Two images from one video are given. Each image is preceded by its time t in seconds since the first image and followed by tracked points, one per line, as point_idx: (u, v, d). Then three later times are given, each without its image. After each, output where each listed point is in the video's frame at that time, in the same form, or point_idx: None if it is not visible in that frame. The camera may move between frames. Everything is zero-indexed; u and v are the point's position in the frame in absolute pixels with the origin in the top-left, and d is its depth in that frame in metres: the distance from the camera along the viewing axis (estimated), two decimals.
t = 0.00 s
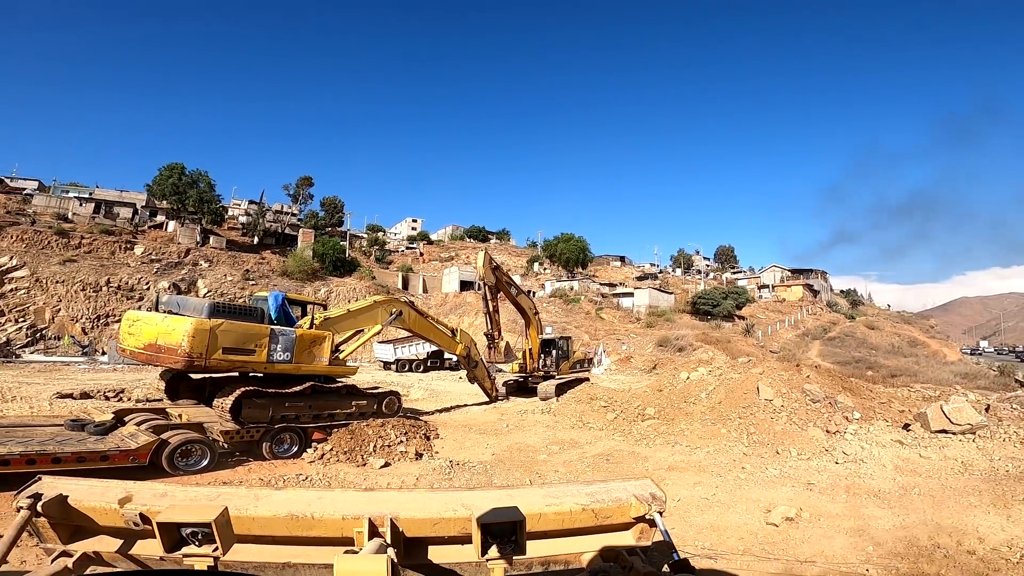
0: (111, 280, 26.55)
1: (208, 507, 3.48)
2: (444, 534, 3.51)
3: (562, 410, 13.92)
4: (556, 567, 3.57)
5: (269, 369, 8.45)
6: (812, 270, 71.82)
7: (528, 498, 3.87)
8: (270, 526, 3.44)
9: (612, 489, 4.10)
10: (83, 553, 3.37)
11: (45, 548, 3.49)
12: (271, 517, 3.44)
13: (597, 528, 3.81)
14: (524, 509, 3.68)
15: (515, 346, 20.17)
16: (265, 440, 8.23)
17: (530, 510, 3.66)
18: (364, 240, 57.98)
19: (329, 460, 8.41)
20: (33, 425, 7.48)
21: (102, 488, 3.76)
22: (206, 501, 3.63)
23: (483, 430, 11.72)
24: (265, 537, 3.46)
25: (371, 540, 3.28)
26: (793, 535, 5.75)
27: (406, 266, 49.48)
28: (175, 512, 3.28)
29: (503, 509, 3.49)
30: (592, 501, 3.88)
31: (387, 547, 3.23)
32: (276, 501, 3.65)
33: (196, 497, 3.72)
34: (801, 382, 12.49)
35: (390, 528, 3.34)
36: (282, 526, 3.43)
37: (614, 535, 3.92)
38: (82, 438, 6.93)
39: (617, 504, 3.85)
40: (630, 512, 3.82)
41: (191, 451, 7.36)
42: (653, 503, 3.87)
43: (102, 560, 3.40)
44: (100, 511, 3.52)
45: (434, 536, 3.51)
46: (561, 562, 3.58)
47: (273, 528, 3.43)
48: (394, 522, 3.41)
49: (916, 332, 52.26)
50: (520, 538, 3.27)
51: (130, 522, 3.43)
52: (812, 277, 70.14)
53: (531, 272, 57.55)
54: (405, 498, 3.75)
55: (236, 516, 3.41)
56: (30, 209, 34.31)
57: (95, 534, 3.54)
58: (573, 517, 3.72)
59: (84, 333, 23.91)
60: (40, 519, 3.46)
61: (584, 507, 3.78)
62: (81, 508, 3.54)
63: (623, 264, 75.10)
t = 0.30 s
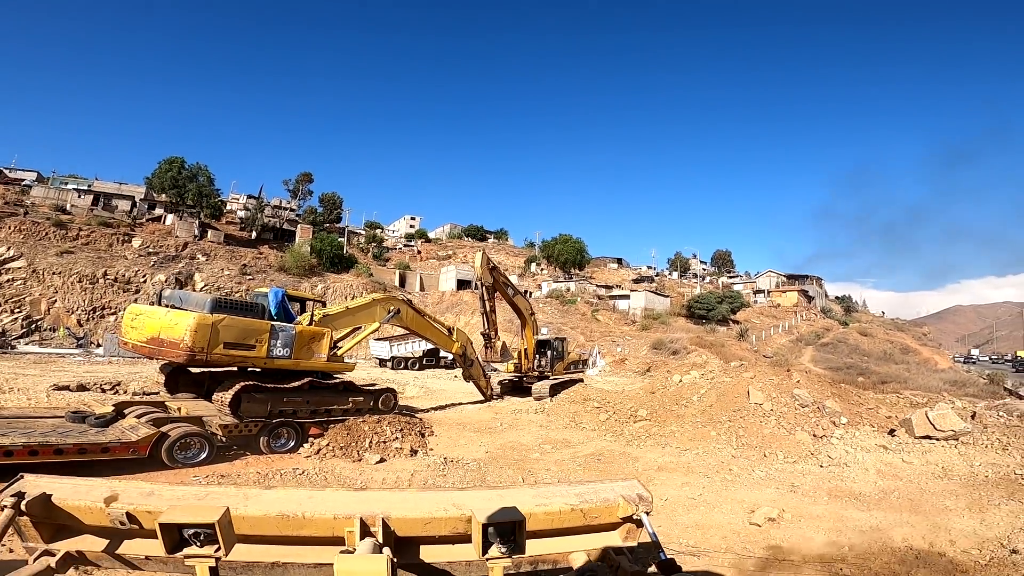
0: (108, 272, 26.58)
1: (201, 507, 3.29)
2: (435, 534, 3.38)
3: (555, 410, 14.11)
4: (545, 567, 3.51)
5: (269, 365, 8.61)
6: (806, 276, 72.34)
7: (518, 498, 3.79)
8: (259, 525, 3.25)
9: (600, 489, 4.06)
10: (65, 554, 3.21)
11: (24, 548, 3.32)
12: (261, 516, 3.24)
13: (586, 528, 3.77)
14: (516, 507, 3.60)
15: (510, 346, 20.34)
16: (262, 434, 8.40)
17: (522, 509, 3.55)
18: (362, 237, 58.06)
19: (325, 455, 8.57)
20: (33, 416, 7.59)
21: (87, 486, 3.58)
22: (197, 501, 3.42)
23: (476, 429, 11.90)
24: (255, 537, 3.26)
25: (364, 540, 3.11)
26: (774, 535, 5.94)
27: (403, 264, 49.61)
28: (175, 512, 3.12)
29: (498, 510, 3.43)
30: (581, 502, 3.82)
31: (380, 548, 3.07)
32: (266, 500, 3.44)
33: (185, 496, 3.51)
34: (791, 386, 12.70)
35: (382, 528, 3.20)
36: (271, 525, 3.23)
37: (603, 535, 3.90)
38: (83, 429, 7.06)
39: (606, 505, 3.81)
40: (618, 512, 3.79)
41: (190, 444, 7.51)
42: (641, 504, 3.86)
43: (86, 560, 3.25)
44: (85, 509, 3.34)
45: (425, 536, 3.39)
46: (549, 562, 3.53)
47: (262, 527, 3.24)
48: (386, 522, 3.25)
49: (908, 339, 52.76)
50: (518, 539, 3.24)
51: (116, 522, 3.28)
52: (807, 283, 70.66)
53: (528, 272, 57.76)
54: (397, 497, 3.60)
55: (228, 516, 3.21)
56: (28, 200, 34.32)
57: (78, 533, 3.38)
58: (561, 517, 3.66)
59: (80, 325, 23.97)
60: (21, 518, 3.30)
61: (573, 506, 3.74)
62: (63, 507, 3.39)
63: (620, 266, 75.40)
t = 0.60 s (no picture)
0: (97, 267, 26.37)
1: (187, 507, 3.19)
2: (424, 535, 3.28)
3: (545, 410, 14.24)
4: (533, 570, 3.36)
5: (260, 362, 8.67)
6: (796, 279, 73.06)
7: (508, 501, 3.69)
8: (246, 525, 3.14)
9: (589, 492, 3.96)
10: (45, 553, 3.09)
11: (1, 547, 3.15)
12: (248, 516, 3.13)
13: (575, 531, 3.66)
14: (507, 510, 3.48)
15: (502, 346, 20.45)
16: (253, 431, 8.45)
17: (511, 511, 3.45)
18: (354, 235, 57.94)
19: (315, 452, 8.64)
20: (23, 412, 7.61)
21: (68, 486, 3.47)
22: (182, 500, 3.34)
23: (466, 428, 12.00)
24: (240, 537, 3.13)
25: (352, 540, 3.04)
26: (753, 534, 6.10)
27: (396, 262, 49.58)
28: (163, 513, 3.01)
29: (491, 512, 3.34)
30: (570, 505, 3.72)
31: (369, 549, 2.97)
32: (253, 501, 3.34)
33: (170, 495, 3.42)
34: (777, 389, 12.90)
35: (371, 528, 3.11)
36: (258, 526, 3.13)
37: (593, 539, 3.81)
38: (74, 425, 7.10)
39: (595, 507, 3.67)
40: (607, 515, 3.67)
41: (180, 440, 7.55)
42: (629, 507, 3.80)
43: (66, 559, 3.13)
44: (67, 508, 3.24)
45: (414, 537, 3.29)
46: (538, 564, 3.38)
47: (249, 527, 3.13)
48: (375, 523, 3.16)
49: (894, 343, 53.54)
50: (511, 543, 3.18)
51: (98, 520, 3.16)
52: (796, 286, 71.43)
53: (521, 272, 57.93)
54: (387, 498, 3.51)
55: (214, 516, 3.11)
56: (17, 194, 34.00)
57: (58, 532, 3.24)
58: (551, 520, 3.54)
59: (68, 320, 23.80)
60: None
61: (562, 508, 3.62)
62: (45, 505, 3.27)
63: (612, 267, 75.80)
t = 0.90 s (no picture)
0: (89, 263, 26.26)
1: (168, 503, 3.07)
2: (410, 533, 3.26)
3: (535, 410, 14.36)
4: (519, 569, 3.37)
5: (252, 360, 8.73)
6: (788, 282, 73.63)
7: (495, 499, 3.65)
8: (229, 521, 3.07)
9: (577, 491, 3.91)
10: (23, 549, 2.94)
11: None
12: (231, 513, 3.06)
13: (562, 530, 3.64)
14: (494, 508, 3.44)
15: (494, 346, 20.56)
16: (244, 427, 8.53)
17: (498, 510, 3.40)
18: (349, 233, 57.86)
19: (306, 449, 8.73)
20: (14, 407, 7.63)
21: (47, 479, 3.31)
22: (163, 497, 3.19)
23: (457, 426, 12.09)
24: (224, 533, 3.07)
25: (338, 538, 3.00)
26: (734, 533, 6.24)
27: (390, 261, 49.57)
28: (142, 510, 2.90)
29: (479, 511, 3.31)
30: (557, 503, 3.68)
31: (355, 547, 2.95)
32: (236, 496, 3.26)
33: (152, 491, 3.29)
34: (764, 391, 13.06)
35: (357, 527, 3.08)
36: (243, 522, 3.07)
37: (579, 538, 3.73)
38: (65, 420, 7.14)
39: (582, 507, 3.64)
40: (594, 515, 3.62)
41: (171, 436, 7.61)
42: (617, 507, 3.71)
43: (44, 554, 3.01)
44: (46, 503, 3.09)
45: (401, 535, 3.26)
46: (524, 563, 3.42)
47: (232, 524, 3.06)
48: (362, 521, 3.12)
49: (883, 346, 54.13)
50: (498, 540, 3.14)
51: (77, 516, 3.03)
52: (788, 289, 72.04)
53: (515, 272, 58.06)
54: (374, 496, 3.48)
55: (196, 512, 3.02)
56: (9, 189, 33.78)
57: (36, 527, 3.09)
58: (536, 519, 3.50)
59: (58, 316, 23.69)
60: None
61: (549, 508, 3.58)
62: (23, 500, 3.10)
63: (606, 268, 76.09)
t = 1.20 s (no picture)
0: (67, 262, 25.73)
1: (142, 499, 3.07)
2: (393, 529, 3.31)
3: (520, 408, 14.45)
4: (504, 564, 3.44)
5: (235, 358, 8.70)
6: (770, 282, 74.74)
7: (479, 495, 3.71)
8: (207, 519, 3.10)
9: (561, 487, 3.99)
10: None
11: None
12: (209, 510, 3.09)
13: (546, 526, 3.70)
14: (477, 505, 3.50)
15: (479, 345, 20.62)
16: (227, 426, 8.49)
17: (481, 506, 3.46)
18: (333, 232, 57.43)
19: (289, 447, 8.72)
20: None
21: (19, 477, 3.29)
22: (137, 494, 3.19)
23: (442, 425, 12.14)
24: (201, 531, 3.10)
25: (318, 535, 3.05)
26: (711, 528, 6.39)
27: (375, 261, 49.32)
28: (110, 504, 2.89)
29: (461, 507, 3.37)
30: (541, 499, 3.75)
31: (335, 543, 3.00)
32: (215, 493, 3.28)
33: (127, 488, 3.29)
34: (745, 388, 13.29)
35: (338, 523, 3.13)
36: (221, 519, 3.10)
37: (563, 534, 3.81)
38: (44, 420, 7.06)
39: (565, 503, 3.72)
40: (578, 510, 3.71)
41: (153, 435, 7.56)
42: (600, 502, 3.79)
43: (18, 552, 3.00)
44: (18, 501, 3.07)
45: (383, 531, 3.32)
46: (510, 559, 3.47)
47: (210, 521, 3.09)
48: (342, 518, 3.17)
49: (862, 345, 55.23)
50: (475, 535, 3.17)
51: (49, 514, 3.01)
52: (770, 289, 73.13)
53: (501, 271, 58.12)
54: (355, 493, 3.53)
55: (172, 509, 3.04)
56: None
57: (9, 525, 3.08)
58: (521, 514, 3.57)
59: (36, 316, 23.27)
60: None
61: (533, 503, 3.65)
62: None
63: (592, 268, 76.51)
